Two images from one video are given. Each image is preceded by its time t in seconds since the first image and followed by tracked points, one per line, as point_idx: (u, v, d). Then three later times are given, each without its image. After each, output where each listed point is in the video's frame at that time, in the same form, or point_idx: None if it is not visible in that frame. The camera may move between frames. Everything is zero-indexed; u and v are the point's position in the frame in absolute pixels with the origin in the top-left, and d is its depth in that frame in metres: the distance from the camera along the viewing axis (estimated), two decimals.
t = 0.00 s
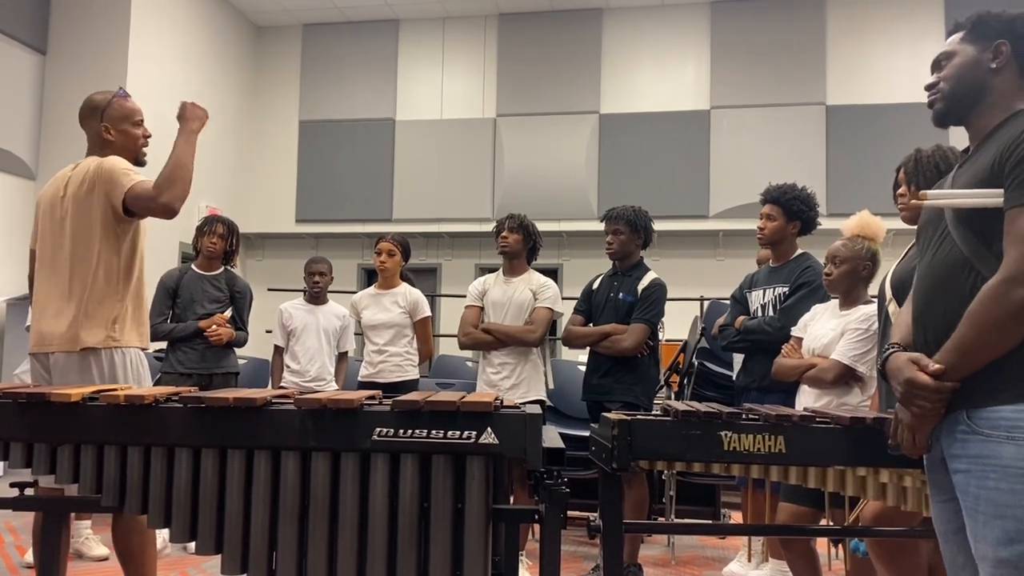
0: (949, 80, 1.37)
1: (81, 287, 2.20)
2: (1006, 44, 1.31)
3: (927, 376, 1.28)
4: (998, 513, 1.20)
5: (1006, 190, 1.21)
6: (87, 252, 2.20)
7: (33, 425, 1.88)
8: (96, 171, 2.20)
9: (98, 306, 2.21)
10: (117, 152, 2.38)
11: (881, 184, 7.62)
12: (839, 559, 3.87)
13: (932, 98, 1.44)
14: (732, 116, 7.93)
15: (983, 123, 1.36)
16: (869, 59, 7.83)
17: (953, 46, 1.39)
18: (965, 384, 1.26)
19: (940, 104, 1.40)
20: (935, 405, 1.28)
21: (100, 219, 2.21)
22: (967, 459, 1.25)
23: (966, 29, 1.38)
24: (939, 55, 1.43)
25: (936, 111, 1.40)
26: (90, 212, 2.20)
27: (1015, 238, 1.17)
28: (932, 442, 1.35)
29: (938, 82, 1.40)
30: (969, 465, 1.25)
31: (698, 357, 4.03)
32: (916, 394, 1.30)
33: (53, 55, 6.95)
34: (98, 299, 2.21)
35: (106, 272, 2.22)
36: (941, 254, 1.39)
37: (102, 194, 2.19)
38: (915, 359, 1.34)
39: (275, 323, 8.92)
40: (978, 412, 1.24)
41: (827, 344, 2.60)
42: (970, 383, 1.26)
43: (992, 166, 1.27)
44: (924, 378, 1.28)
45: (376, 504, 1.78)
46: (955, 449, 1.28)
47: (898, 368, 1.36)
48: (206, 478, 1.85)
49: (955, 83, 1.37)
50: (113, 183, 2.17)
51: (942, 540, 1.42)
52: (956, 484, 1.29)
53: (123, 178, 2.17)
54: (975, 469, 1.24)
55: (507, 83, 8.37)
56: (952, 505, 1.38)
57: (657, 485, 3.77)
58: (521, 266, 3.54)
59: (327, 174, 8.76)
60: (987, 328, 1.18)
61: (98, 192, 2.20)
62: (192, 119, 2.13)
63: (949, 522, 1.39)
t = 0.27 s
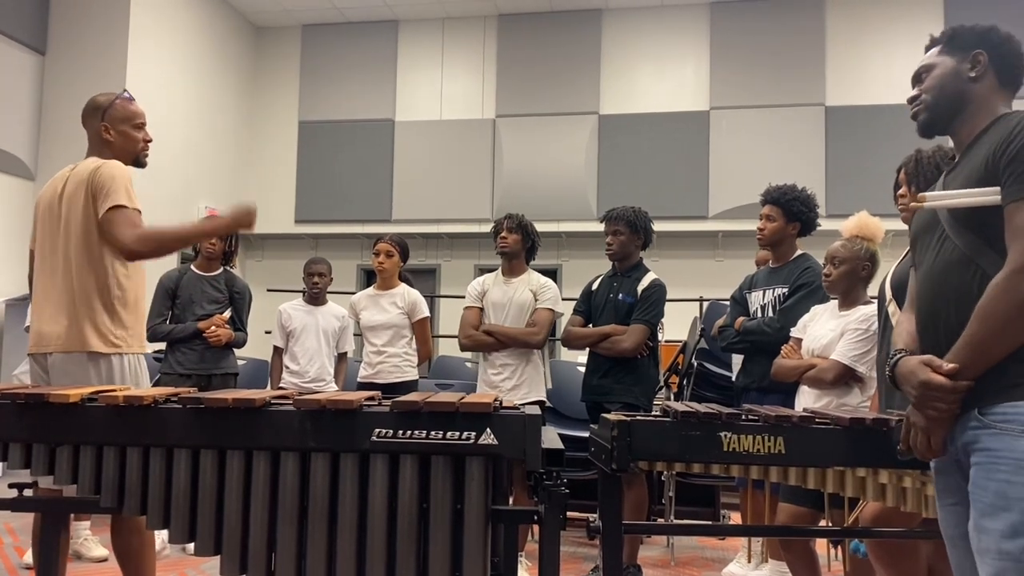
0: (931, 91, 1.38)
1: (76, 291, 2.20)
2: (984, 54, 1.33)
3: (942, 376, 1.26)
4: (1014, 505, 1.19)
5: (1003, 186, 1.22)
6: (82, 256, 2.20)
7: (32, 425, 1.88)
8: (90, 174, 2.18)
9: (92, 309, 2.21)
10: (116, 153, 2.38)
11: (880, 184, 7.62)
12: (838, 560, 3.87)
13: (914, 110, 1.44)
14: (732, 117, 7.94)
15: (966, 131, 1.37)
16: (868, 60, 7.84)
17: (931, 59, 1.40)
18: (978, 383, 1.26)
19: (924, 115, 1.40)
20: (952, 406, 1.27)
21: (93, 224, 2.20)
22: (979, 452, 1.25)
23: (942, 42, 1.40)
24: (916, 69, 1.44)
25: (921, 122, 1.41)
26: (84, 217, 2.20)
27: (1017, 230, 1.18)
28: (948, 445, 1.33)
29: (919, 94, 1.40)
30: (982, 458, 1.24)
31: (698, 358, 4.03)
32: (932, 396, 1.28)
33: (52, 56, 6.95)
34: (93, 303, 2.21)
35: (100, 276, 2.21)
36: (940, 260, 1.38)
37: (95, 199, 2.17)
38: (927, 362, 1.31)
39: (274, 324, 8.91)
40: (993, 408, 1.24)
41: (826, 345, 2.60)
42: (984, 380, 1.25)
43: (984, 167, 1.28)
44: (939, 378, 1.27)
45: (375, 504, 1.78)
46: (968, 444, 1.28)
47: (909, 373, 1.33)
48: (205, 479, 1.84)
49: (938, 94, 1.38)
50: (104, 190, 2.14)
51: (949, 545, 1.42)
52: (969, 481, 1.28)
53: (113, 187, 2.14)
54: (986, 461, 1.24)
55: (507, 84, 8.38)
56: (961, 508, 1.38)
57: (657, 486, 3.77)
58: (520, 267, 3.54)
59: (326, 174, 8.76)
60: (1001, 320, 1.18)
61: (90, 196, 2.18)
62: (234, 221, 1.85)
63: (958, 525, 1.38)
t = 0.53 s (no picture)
0: (929, 92, 1.39)
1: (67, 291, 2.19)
2: (980, 54, 1.34)
3: (940, 377, 1.27)
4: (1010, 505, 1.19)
5: (998, 185, 1.22)
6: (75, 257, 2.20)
7: (31, 425, 1.88)
8: (86, 177, 2.21)
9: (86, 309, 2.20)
10: (117, 154, 2.37)
11: (880, 184, 7.62)
12: (838, 560, 3.87)
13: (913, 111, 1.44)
14: (731, 117, 7.94)
15: (965, 132, 1.37)
16: (868, 60, 7.84)
17: (929, 60, 1.40)
18: (978, 384, 1.25)
19: (922, 116, 1.40)
20: (951, 407, 1.27)
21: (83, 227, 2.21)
22: (977, 452, 1.25)
23: (941, 42, 1.40)
24: (914, 70, 1.44)
25: (919, 123, 1.41)
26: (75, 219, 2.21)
27: (1012, 230, 1.18)
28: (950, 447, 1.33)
29: (917, 95, 1.41)
30: (980, 457, 1.24)
31: (697, 358, 4.03)
32: (931, 397, 1.29)
33: (52, 56, 6.95)
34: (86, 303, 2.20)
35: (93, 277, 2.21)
36: (940, 258, 1.39)
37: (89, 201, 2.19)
38: (926, 363, 1.32)
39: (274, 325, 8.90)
40: (990, 408, 1.24)
41: (826, 345, 2.60)
42: (984, 381, 1.25)
43: (982, 166, 1.28)
44: (938, 380, 1.27)
45: (374, 505, 1.78)
46: (968, 444, 1.28)
47: (908, 375, 1.34)
48: (205, 479, 1.84)
49: (936, 95, 1.38)
50: (99, 195, 2.18)
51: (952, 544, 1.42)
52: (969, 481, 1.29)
53: (107, 193, 2.18)
54: (983, 460, 1.24)
55: (506, 84, 8.38)
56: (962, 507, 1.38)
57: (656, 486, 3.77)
58: (519, 267, 3.53)
59: (325, 174, 8.76)
60: (998, 319, 1.17)
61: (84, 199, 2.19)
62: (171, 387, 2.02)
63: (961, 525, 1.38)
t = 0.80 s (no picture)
0: (956, 80, 1.37)
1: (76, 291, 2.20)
2: (1010, 40, 1.31)
3: (917, 375, 1.29)
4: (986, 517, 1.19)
5: (999, 186, 1.21)
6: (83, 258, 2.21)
7: (29, 426, 1.87)
8: (94, 178, 2.21)
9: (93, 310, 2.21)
10: (118, 156, 2.37)
11: (879, 185, 7.62)
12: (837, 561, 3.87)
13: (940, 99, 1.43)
14: (731, 118, 7.94)
15: (990, 122, 1.36)
16: (867, 60, 7.85)
17: (955, 46, 1.38)
18: (956, 385, 1.26)
19: (950, 105, 1.39)
20: (927, 405, 1.28)
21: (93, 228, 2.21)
22: (957, 459, 1.25)
23: (966, 28, 1.38)
24: (939, 57, 1.43)
25: (948, 113, 1.40)
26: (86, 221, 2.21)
27: (1005, 237, 1.17)
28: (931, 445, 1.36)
29: (945, 83, 1.39)
30: (958, 466, 1.25)
31: (697, 359, 4.04)
32: (908, 394, 1.31)
33: (51, 57, 6.95)
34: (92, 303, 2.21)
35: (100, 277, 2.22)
36: (948, 253, 1.40)
37: (100, 202, 2.20)
38: (906, 360, 1.35)
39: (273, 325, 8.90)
40: (970, 413, 1.24)
41: (827, 346, 2.61)
42: (961, 383, 1.26)
43: (989, 165, 1.27)
44: (914, 378, 1.29)
45: (373, 506, 1.77)
46: (947, 449, 1.28)
47: (891, 368, 1.37)
48: (204, 480, 1.84)
49: (963, 83, 1.36)
50: (110, 197, 2.19)
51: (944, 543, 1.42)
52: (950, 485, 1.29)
53: (119, 194, 2.19)
54: (965, 469, 1.23)
55: (506, 85, 8.38)
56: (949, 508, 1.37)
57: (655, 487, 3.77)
58: (519, 267, 3.53)
59: (325, 174, 8.75)
60: (979, 324, 1.18)
61: (93, 200, 2.20)
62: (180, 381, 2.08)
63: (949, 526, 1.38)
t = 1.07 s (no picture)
0: (981, 60, 1.29)
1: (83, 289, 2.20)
2: None
3: (918, 377, 1.30)
4: (984, 524, 1.19)
5: (1009, 184, 1.19)
6: (90, 258, 2.21)
7: (28, 427, 1.87)
8: (105, 178, 2.22)
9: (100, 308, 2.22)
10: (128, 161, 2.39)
11: (879, 186, 7.63)
12: (837, 562, 3.87)
13: (961, 76, 1.35)
14: (730, 119, 7.95)
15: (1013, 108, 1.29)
16: (866, 62, 7.85)
17: (990, 21, 1.28)
18: (957, 387, 1.27)
19: (970, 84, 1.32)
20: (927, 407, 1.30)
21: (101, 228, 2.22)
22: (960, 463, 1.25)
23: None
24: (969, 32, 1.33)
25: (964, 92, 1.33)
26: (95, 220, 2.21)
27: (1011, 238, 1.16)
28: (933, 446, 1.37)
29: (969, 61, 1.31)
30: (961, 469, 1.25)
31: (696, 360, 4.04)
32: (908, 394, 1.33)
33: (51, 58, 6.96)
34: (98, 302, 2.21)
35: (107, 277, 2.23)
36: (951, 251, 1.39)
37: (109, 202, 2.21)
38: (909, 360, 1.37)
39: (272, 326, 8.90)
40: (972, 416, 1.24)
41: (827, 347, 2.61)
42: (963, 386, 1.26)
43: (1001, 161, 1.26)
44: (915, 378, 1.31)
45: (373, 507, 1.77)
46: (949, 453, 1.28)
47: (892, 368, 1.39)
48: (204, 481, 1.84)
49: (988, 64, 1.28)
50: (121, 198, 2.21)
51: (944, 545, 1.40)
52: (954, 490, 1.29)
53: (131, 195, 2.21)
54: (968, 474, 1.23)
55: (506, 86, 8.38)
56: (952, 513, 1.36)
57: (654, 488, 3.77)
58: (518, 267, 3.53)
59: (324, 175, 8.75)
60: (980, 328, 1.18)
61: (104, 200, 2.21)
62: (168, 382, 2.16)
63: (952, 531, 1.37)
